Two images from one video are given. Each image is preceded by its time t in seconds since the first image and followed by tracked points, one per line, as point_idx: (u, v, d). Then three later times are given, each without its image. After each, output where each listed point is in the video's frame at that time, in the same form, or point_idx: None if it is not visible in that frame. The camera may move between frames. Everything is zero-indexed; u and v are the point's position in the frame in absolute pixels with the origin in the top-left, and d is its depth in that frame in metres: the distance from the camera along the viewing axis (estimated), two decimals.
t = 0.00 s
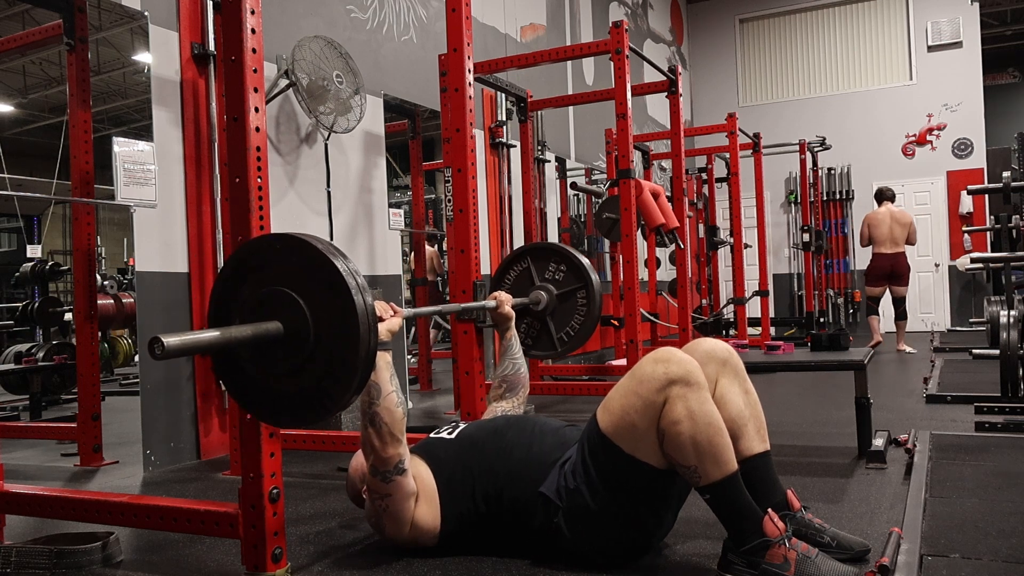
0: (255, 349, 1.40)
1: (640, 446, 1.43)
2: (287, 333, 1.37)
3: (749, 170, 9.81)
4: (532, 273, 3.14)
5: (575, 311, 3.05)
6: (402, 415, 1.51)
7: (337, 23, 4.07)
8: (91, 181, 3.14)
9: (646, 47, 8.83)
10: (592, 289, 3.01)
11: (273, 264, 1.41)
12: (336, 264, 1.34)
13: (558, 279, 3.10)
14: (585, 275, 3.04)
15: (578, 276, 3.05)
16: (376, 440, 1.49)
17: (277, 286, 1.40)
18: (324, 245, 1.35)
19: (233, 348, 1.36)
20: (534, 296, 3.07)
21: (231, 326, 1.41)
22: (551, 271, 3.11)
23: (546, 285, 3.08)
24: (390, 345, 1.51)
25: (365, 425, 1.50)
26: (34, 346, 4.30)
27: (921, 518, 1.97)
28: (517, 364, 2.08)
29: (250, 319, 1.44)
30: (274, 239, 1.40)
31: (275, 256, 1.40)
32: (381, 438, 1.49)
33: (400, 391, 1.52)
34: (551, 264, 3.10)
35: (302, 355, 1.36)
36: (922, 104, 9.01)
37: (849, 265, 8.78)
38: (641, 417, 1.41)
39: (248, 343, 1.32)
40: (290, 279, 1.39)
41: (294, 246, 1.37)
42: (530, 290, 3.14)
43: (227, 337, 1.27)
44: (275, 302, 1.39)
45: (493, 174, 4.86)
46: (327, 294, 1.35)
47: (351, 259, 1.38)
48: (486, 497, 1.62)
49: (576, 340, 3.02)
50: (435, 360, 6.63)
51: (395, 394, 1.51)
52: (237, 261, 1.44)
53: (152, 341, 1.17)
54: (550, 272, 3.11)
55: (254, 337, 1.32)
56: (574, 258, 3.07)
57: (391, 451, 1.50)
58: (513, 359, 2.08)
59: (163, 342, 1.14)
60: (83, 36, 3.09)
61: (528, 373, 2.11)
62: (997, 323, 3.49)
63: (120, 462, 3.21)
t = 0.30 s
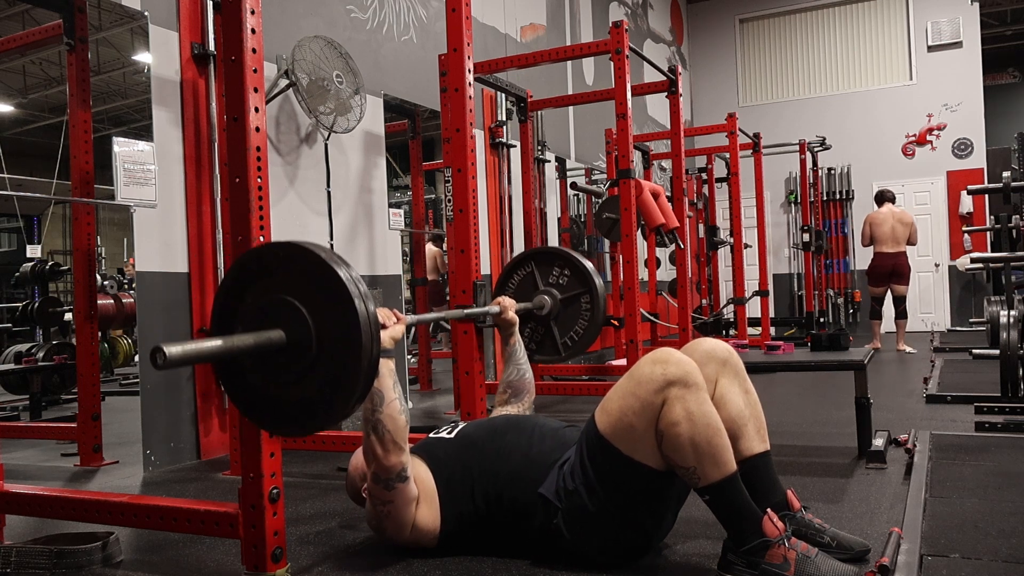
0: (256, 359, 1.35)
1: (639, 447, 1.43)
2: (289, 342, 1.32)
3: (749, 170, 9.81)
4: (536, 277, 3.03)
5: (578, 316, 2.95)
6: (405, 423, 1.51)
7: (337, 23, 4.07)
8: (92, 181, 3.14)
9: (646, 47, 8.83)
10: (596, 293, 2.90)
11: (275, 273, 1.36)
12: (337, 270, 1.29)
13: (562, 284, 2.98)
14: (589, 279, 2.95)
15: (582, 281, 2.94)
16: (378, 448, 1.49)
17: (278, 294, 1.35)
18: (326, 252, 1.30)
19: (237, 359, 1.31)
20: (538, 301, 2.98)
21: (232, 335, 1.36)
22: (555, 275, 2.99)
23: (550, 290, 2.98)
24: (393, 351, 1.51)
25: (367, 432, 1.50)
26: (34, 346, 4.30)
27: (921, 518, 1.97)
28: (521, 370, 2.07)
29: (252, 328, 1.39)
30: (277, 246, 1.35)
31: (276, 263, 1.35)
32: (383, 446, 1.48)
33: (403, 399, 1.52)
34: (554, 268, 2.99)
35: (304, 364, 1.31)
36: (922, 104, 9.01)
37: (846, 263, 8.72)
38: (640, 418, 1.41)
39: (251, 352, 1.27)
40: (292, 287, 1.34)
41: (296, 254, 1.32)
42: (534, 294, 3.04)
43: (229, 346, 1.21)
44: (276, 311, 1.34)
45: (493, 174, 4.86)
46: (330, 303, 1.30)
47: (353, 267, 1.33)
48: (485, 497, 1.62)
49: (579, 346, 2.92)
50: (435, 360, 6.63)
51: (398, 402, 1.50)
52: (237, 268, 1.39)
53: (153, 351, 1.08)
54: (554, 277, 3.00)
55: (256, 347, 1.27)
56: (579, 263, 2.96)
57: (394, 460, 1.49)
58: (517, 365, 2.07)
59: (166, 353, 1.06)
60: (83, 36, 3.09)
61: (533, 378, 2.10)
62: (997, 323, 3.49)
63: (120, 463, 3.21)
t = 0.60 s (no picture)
0: (261, 409, 1.30)
1: (640, 448, 1.43)
2: (293, 388, 1.28)
3: (749, 170, 9.81)
4: (540, 306, 2.72)
5: (584, 344, 2.61)
6: (409, 463, 1.49)
7: (337, 23, 4.07)
8: (92, 181, 3.14)
9: (646, 47, 8.83)
10: (601, 320, 2.58)
11: (276, 319, 1.30)
12: (341, 317, 1.24)
13: (567, 312, 2.66)
14: (596, 305, 2.60)
15: (588, 308, 2.61)
16: (383, 489, 1.48)
17: (280, 341, 1.30)
18: (328, 299, 1.25)
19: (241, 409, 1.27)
20: (540, 330, 2.65)
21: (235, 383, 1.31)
22: (559, 303, 2.68)
23: (555, 318, 2.65)
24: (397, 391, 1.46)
25: (370, 470, 1.48)
26: (34, 346, 4.30)
27: (921, 518, 1.97)
28: (532, 401, 2.04)
29: (255, 376, 1.34)
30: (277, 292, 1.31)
31: (274, 310, 1.30)
32: (387, 487, 1.48)
33: (406, 438, 1.50)
34: (559, 295, 2.68)
35: (309, 412, 1.27)
36: (922, 104, 9.01)
37: (849, 264, 8.77)
38: (642, 418, 1.41)
39: (253, 401, 1.22)
40: (294, 334, 1.29)
41: (297, 301, 1.26)
42: (538, 324, 2.72)
43: (232, 397, 1.17)
44: (279, 357, 1.29)
45: (493, 174, 4.87)
46: (335, 350, 1.25)
47: (356, 311, 1.28)
48: (486, 497, 1.61)
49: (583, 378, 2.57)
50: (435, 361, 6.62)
51: (402, 441, 1.48)
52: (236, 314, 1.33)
53: (157, 404, 1.05)
54: (558, 305, 2.68)
55: (258, 397, 1.23)
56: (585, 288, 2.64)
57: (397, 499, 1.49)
58: (528, 396, 2.04)
59: (170, 408, 1.02)
60: (83, 36, 3.10)
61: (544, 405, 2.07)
62: (997, 323, 3.49)
63: (121, 462, 3.21)
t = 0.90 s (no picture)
0: (270, 458, 1.28)
1: (641, 449, 1.43)
2: (299, 437, 1.26)
3: (749, 170, 9.81)
4: (546, 336, 2.64)
5: (592, 374, 2.51)
6: (416, 504, 1.57)
7: (337, 23, 4.07)
8: (91, 180, 3.14)
9: (646, 47, 8.83)
10: (609, 348, 2.48)
11: (278, 366, 1.29)
12: (343, 363, 1.22)
13: (574, 342, 2.58)
14: (602, 333, 2.51)
15: (594, 336, 2.52)
16: (389, 530, 1.56)
17: (283, 388, 1.28)
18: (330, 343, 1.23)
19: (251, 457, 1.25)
20: (547, 361, 2.56)
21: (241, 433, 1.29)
22: (565, 333, 2.60)
23: (561, 348, 2.56)
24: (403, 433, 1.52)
25: (379, 508, 1.56)
26: (34, 346, 4.30)
27: (922, 519, 1.97)
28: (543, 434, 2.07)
29: (260, 425, 1.32)
30: (280, 338, 1.29)
31: (277, 357, 1.28)
32: (393, 528, 1.55)
33: (414, 478, 1.56)
34: (564, 324, 2.60)
35: (314, 458, 1.25)
36: (922, 104, 9.01)
37: (849, 264, 8.78)
38: (643, 418, 1.40)
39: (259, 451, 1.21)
40: (297, 380, 1.27)
41: (299, 348, 1.25)
42: (545, 355, 2.64)
43: (238, 448, 1.16)
44: (284, 405, 1.27)
45: (493, 174, 4.86)
46: (338, 397, 1.23)
47: (358, 356, 1.26)
48: (486, 497, 1.61)
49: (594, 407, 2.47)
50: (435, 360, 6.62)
51: (408, 482, 1.54)
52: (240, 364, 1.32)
53: (161, 459, 1.03)
54: (565, 335, 2.60)
55: (264, 446, 1.21)
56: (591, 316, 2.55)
57: (404, 538, 1.56)
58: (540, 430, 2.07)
59: (173, 464, 1.01)
60: (83, 36, 3.10)
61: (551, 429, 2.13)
62: (997, 323, 3.49)
63: (121, 463, 3.21)
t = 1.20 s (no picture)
0: (275, 481, 1.31)
1: (641, 449, 1.43)
2: (300, 458, 1.28)
3: (749, 170, 9.81)
4: (549, 353, 2.71)
5: (595, 391, 2.59)
6: (417, 523, 1.56)
7: (337, 23, 4.07)
8: (91, 180, 3.15)
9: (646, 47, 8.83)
10: (611, 363, 2.55)
11: (281, 388, 1.32)
12: (342, 385, 1.25)
13: (577, 358, 2.65)
14: (605, 350, 2.59)
15: (597, 353, 2.59)
16: (390, 551, 1.54)
17: (285, 410, 1.32)
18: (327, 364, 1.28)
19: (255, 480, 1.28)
20: (551, 377, 2.63)
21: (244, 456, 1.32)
22: (567, 350, 2.67)
23: (565, 365, 2.63)
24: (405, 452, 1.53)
25: (378, 530, 1.54)
26: (34, 346, 4.29)
27: (922, 519, 1.97)
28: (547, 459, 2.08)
29: (262, 447, 1.35)
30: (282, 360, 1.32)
31: (279, 379, 1.32)
32: (395, 548, 1.54)
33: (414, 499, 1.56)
34: (567, 341, 2.67)
35: (316, 480, 1.28)
36: (922, 105, 9.01)
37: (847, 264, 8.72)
38: (642, 418, 1.40)
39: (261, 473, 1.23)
40: (297, 402, 1.30)
41: (299, 370, 1.28)
42: (548, 371, 2.71)
43: (240, 470, 1.18)
44: (285, 427, 1.30)
45: (493, 174, 4.86)
46: (337, 418, 1.26)
47: (357, 378, 1.29)
48: (487, 497, 1.62)
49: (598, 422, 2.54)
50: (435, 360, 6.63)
51: (410, 502, 1.55)
52: (242, 388, 1.35)
53: (162, 483, 1.06)
54: (567, 352, 2.67)
55: (265, 467, 1.23)
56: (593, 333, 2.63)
57: (403, 560, 1.55)
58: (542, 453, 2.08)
59: (174, 487, 1.04)
60: (82, 36, 3.11)
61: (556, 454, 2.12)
62: (997, 323, 3.49)
63: (120, 463, 3.21)
